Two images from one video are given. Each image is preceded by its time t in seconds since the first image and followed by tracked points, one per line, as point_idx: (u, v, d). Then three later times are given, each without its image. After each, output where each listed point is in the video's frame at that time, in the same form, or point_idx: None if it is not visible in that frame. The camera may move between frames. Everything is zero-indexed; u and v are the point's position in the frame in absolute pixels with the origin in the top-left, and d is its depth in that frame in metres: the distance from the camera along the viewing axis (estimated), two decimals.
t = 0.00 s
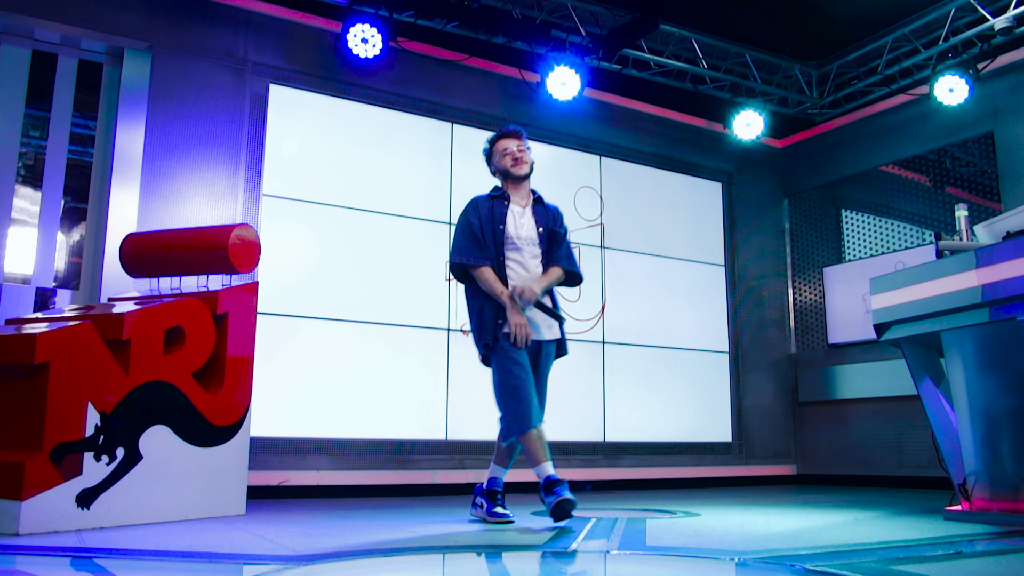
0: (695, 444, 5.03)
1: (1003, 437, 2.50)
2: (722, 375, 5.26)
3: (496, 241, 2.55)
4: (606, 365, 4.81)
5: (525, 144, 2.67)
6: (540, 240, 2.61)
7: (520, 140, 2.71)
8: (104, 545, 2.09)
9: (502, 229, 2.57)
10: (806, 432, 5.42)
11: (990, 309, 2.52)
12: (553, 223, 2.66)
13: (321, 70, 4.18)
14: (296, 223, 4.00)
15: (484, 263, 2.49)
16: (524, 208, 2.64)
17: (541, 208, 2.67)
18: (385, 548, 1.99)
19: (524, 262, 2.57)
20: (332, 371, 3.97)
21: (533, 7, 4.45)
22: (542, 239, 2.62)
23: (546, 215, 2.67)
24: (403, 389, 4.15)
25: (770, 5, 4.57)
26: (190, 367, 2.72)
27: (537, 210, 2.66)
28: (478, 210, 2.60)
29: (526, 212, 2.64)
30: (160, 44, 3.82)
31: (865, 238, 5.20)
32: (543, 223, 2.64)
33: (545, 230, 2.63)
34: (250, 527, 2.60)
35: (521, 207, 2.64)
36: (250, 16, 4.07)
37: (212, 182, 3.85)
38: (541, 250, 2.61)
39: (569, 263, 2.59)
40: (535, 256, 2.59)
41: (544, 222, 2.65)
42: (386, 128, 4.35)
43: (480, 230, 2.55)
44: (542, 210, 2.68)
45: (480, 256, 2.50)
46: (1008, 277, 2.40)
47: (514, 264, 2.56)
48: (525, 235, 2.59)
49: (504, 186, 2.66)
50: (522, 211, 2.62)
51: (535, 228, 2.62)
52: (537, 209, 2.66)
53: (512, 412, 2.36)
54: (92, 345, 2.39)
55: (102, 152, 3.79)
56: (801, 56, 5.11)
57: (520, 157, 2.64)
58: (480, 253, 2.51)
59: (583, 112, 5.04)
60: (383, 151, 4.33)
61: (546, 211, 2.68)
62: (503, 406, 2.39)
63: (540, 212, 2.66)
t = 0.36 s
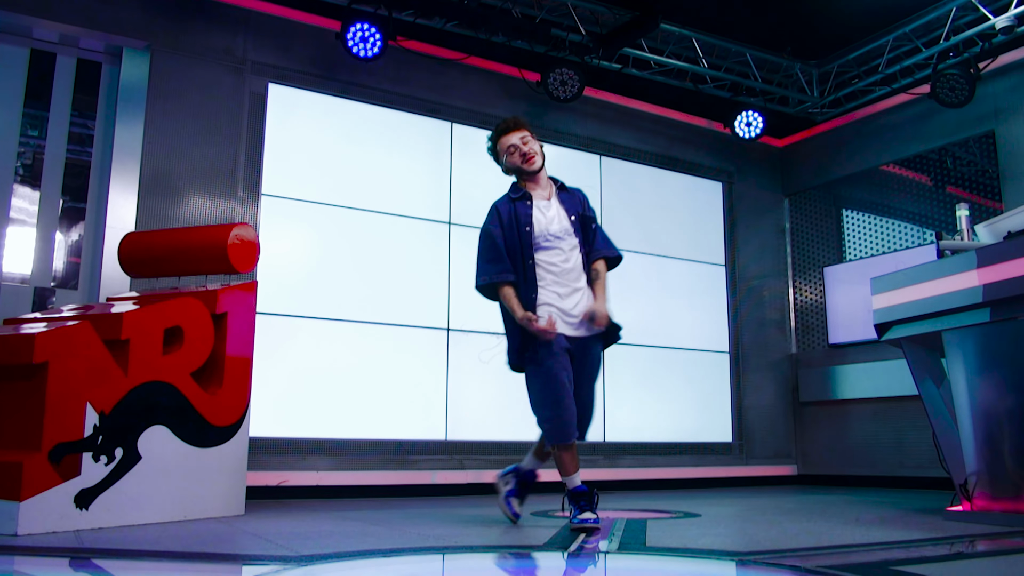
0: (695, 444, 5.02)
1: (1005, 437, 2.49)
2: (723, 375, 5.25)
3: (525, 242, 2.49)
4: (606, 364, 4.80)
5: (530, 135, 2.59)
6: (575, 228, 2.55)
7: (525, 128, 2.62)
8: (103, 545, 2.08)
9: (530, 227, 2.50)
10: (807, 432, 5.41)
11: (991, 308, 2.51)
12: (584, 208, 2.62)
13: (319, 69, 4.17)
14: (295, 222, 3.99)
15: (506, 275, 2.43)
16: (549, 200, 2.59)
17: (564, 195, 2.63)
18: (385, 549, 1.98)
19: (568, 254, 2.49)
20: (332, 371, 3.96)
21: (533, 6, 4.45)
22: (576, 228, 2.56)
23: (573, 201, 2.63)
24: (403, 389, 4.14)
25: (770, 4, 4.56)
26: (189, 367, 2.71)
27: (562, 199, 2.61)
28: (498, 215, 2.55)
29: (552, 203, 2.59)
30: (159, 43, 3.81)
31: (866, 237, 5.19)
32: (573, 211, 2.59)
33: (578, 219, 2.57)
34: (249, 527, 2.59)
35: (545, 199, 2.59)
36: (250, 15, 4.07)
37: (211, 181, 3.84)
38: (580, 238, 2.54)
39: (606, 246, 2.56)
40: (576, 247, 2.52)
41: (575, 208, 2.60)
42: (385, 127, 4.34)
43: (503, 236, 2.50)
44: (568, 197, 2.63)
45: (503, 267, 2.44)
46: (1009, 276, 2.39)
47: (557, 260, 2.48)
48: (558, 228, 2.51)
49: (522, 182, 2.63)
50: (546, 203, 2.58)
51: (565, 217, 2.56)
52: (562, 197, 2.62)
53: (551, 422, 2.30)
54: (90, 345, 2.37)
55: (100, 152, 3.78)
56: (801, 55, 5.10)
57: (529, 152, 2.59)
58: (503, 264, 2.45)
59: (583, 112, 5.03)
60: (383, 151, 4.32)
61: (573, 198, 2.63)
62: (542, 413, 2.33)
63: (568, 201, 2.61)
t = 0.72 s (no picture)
0: (695, 445, 5.01)
1: (1005, 437, 2.49)
2: (723, 375, 5.24)
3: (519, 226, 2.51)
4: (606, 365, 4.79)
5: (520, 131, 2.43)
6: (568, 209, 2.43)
7: (519, 118, 2.45)
8: (101, 546, 2.07)
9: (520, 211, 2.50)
10: (808, 432, 5.39)
11: (989, 309, 2.50)
12: (589, 187, 2.49)
13: (318, 68, 4.16)
14: (293, 222, 3.98)
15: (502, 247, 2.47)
16: (540, 188, 2.50)
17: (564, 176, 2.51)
18: (385, 549, 1.97)
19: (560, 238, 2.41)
20: (331, 371, 3.95)
21: (533, 5, 4.45)
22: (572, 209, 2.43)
23: (573, 182, 2.50)
24: (402, 389, 4.13)
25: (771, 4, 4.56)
26: (187, 367, 2.70)
27: (560, 180, 2.50)
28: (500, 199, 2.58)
29: (545, 186, 2.50)
30: (158, 42, 3.80)
31: (867, 237, 5.18)
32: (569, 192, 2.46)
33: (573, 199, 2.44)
34: (249, 528, 2.58)
35: (535, 186, 2.51)
36: (249, 14, 4.06)
37: (211, 181, 3.83)
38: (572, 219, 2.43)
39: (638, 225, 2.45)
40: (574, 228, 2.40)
41: (573, 190, 2.48)
42: (385, 126, 4.33)
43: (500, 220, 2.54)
44: (566, 177, 2.50)
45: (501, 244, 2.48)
46: (1010, 276, 2.38)
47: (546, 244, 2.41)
48: (547, 210, 2.45)
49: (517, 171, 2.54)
50: (536, 190, 2.50)
51: (558, 201, 2.46)
52: (560, 179, 2.50)
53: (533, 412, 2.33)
54: (90, 345, 2.37)
55: (99, 151, 3.77)
56: (801, 54, 5.09)
57: (517, 150, 2.47)
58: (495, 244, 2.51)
59: (584, 111, 5.02)
60: (382, 151, 4.31)
61: (574, 176, 2.51)
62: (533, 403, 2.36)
63: (564, 181, 2.50)
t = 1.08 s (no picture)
0: (695, 444, 5.00)
1: (1006, 437, 2.48)
2: (724, 374, 5.23)
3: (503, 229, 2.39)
4: (606, 365, 4.79)
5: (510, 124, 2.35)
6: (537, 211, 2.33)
7: (509, 111, 2.38)
8: (99, 546, 2.06)
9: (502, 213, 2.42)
10: (809, 432, 5.38)
11: (991, 308, 2.49)
12: (565, 186, 2.38)
13: (318, 67, 4.15)
14: (292, 221, 3.97)
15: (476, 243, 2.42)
16: (520, 186, 2.42)
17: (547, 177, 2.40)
18: (384, 549, 1.97)
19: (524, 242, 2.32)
20: (330, 371, 3.94)
21: (533, 4, 4.44)
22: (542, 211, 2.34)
23: (551, 181, 2.39)
24: (402, 389, 4.12)
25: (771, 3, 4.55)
26: (186, 367, 2.69)
27: (541, 180, 2.39)
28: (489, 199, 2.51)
29: (524, 184, 2.42)
30: (157, 42, 3.79)
31: (868, 237, 5.17)
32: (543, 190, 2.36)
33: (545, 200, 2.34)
34: (248, 528, 2.57)
35: (516, 183, 2.43)
36: (248, 13, 4.05)
37: (209, 180, 3.82)
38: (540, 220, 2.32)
39: (602, 226, 2.31)
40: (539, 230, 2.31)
41: (548, 189, 2.37)
42: (384, 126, 4.33)
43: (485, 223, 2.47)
44: (544, 176, 2.40)
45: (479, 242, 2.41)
46: (1012, 276, 2.37)
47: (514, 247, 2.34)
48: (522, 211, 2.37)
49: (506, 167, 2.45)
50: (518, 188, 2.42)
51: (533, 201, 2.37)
52: (542, 179, 2.39)
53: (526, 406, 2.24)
54: (88, 345, 2.36)
55: (98, 151, 3.76)
56: (802, 54, 5.09)
57: (506, 143, 2.39)
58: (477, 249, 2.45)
59: (584, 110, 5.01)
60: (382, 150, 4.30)
61: (553, 175, 2.40)
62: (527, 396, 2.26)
63: (542, 179, 2.39)
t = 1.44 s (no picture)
0: (696, 444, 4.99)
1: (1007, 438, 2.47)
2: (724, 375, 5.22)
3: (438, 223, 2.21)
4: (606, 365, 4.78)
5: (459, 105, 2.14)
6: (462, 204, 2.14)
7: (464, 93, 2.17)
8: (99, 546, 2.05)
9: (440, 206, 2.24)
10: (810, 432, 5.37)
11: (994, 307, 2.48)
12: (495, 182, 2.13)
13: (317, 66, 4.14)
14: (291, 220, 3.96)
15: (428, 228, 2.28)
16: (462, 175, 2.20)
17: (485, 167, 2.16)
18: (384, 550, 1.96)
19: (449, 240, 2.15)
20: (329, 370, 3.93)
21: (532, 3, 4.43)
22: (467, 207, 2.14)
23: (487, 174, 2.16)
24: (402, 388, 4.11)
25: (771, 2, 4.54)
26: (185, 367, 2.68)
27: (480, 170, 2.17)
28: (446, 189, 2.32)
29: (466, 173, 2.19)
30: (156, 41, 3.78)
31: (869, 236, 5.16)
32: (474, 183, 2.15)
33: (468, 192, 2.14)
34: (247, 529, 2.57)
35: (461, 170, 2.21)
36: (247, 12, 4.04)
37: (208, 179, 3.81)
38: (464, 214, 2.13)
39: (519, 231, 2.04)
40: (460, 227, 2.13)
41: (481, 182, 2.15)
42: (384, 126, 4.32)
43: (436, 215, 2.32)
44: (483, 168, 2.16)
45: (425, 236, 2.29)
46: (1013, 275, 2.36)
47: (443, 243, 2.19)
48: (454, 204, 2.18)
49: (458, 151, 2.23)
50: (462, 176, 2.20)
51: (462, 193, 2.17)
52: (481, 168, 2.17)
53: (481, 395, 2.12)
54: (87, 345, 2.35)
55: (96, 151, 3.75)
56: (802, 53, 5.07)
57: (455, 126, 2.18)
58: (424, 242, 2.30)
59: (584, 109, 5.00)
60: (382, 149, 4.29)
61: (486, 168, 2.16)
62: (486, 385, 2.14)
63: (478, 171, 2.17)
